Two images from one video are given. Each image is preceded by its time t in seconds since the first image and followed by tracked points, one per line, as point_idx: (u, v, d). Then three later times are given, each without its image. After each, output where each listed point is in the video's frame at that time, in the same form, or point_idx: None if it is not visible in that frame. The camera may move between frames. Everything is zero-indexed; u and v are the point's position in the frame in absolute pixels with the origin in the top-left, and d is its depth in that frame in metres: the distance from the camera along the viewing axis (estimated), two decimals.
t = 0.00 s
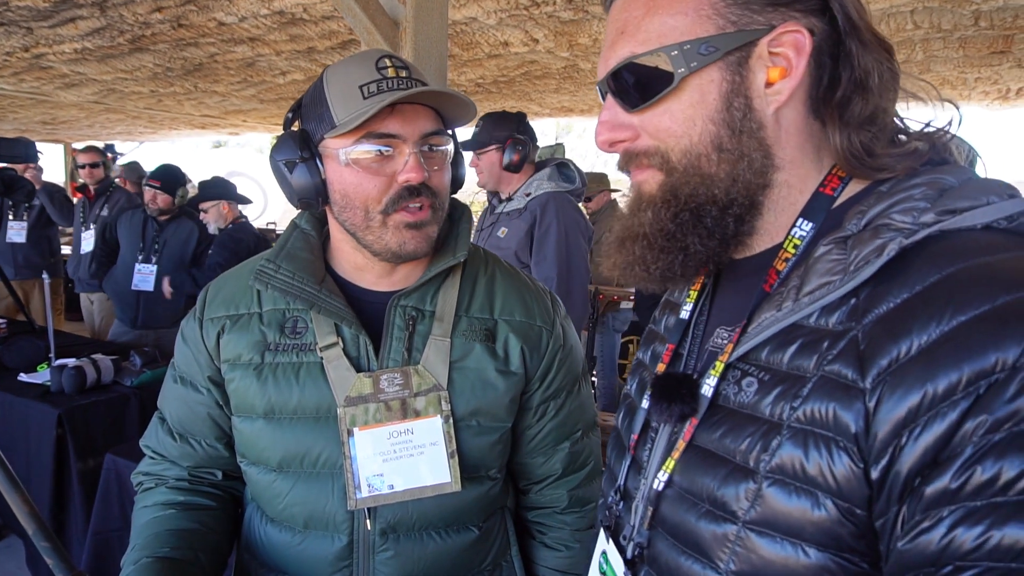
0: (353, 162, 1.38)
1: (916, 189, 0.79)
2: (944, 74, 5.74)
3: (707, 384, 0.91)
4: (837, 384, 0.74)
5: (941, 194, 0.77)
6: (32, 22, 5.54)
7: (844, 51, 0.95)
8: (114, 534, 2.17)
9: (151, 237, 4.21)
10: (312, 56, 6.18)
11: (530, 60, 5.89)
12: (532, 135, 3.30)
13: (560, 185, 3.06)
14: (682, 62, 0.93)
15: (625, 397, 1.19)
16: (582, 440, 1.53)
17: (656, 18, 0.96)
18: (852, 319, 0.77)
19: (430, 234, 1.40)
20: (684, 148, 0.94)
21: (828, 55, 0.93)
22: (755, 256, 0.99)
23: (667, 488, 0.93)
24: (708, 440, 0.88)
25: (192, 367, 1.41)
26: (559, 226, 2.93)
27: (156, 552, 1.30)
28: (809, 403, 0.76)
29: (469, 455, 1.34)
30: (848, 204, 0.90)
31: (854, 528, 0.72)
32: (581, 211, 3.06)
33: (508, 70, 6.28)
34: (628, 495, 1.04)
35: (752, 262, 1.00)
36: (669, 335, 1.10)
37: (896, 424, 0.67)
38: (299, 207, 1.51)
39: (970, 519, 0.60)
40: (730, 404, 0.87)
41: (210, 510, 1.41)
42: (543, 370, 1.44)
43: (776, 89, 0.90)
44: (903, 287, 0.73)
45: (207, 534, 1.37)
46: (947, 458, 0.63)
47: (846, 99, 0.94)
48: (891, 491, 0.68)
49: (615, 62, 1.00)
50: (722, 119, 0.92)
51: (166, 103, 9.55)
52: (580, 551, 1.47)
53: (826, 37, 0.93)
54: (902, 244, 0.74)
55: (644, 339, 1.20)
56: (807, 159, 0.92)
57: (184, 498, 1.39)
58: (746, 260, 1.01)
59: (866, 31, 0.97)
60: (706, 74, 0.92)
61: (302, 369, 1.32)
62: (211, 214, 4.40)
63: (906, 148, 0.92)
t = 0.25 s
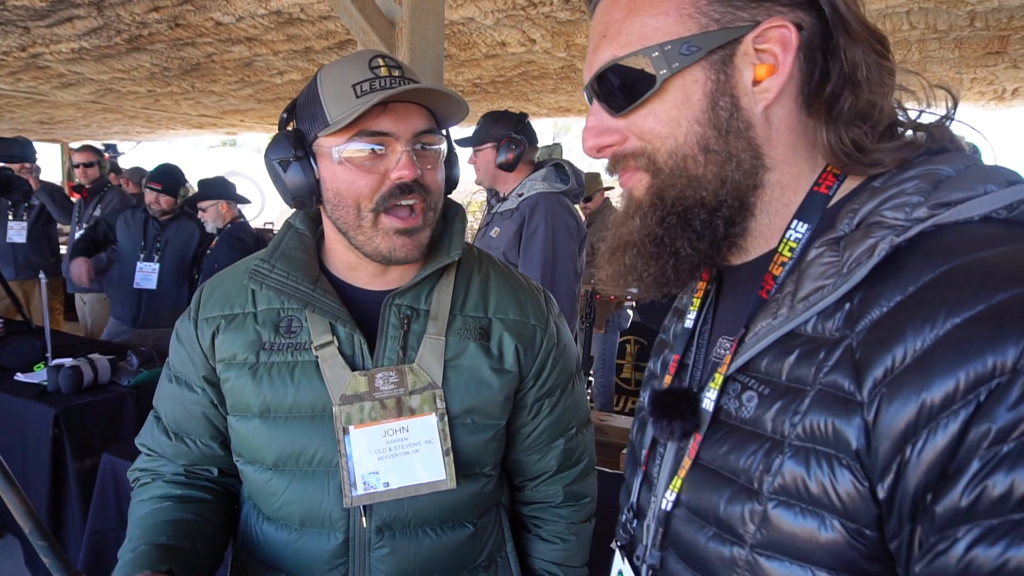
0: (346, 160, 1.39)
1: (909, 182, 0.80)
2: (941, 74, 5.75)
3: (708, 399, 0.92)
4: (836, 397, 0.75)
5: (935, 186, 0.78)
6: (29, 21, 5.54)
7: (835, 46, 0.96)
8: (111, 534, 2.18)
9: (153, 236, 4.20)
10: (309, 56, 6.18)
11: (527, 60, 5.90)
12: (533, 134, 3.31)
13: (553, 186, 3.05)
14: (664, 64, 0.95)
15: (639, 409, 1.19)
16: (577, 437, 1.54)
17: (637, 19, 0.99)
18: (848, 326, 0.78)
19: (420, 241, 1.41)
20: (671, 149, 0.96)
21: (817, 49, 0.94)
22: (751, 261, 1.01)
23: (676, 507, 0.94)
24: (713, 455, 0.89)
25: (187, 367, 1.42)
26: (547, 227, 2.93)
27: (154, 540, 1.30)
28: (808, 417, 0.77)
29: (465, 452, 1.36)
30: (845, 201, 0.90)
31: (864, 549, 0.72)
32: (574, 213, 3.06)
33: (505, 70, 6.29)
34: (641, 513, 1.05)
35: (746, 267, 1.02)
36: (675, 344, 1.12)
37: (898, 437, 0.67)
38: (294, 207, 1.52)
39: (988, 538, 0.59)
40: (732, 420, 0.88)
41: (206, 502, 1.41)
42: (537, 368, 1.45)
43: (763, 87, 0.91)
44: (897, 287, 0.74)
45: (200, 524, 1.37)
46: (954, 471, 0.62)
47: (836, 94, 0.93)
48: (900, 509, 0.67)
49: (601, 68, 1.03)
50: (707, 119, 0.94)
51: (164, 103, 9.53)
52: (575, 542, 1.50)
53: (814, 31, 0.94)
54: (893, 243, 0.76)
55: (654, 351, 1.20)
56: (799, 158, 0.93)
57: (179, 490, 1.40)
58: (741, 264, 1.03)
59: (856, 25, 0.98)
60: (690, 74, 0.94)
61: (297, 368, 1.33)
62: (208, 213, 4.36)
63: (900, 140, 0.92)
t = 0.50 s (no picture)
0: (347, 162, 1.39)
1: (907, 178, 0.81)
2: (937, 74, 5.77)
3: (708, 409, 0.94)
4: (839, 412, 0.75)
5: (936, 181, 0.78)
6: (26, 21, 5.54)
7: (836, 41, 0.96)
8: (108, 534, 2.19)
9: (154, 235, 4.22)
10: (307, 56, 6.18)
11: (525, 60, 5.90)
12: (530, 133, 3.31)
13: (549, 185, 3.06)
14: (656, 60, 0.96)
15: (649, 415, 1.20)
16: (575, 434, 1.55)
17: (630, 15, 1.00)
18: (844, 332, 0.79)
19: (421, 236, 1.41)
20: (665, 148, 0.97)
21: (816, 42, 0.94)
22: (751, 264, 1.02)
23: (682, 522, 0.96)
24: (719, 466, 0.90)
25: (185, 366, 1.42)
26: (541, 226, 2.95)
27: (138, 509, 1.32)
28: (811, 432, 0.78)
29: (466, 449, 1.37)
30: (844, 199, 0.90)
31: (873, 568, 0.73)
32: (568, 212, 3.06)
33: (503, 70, 6.29)
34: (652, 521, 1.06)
35: (747, 270, 1.03)
36: (683, 347, 1.12)
37: (914, 457, 0.65)
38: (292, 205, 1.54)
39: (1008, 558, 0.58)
40: (734, 430, 0.90)
41: (197, 485, 1.42)
42: (536, 366, 1.45)
43: (760, 82, 0.92)
44: (894, 292, 0.74)
45: (189, 501, 1.37)
46: (982, 490, 0.60)
47: (833, 89, 0.94)
48: (917, 529, 0.66)
49: (595, 65, 1.04)
50: (702, 116, 0.95)
51: (161, 103, 9.53)
52: (575, 537, 1.51)
53: (813, 23, 0.95)
54: (887, 243, 0.76)
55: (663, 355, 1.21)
56: (797, 156, 0.93)
57: (171, 475, 1.41)
58: (742, 267, 1.04)
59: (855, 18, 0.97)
60: (684, 70, 0.95)
61: (298, 366, 1.34)
62: (208, 209, 4.27)
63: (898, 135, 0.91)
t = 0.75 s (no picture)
0: (351, 160, 1.39)
1: (910, 182, 0.81)
2: (935, 75, 5.78)
3: (710, 399, 0.93)
4: (846, 398, 0.75)
5: (938, 185, 0.79)
6: (23, 20, 5.52)
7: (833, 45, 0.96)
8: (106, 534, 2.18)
9: (154, 235, 4.21)
10: (305, 55, 6.17)
11: (523, 60, 5.90)
12: (530, 133, 3.30)
13: (549, 185, 3.05)
14: (662, 60, 0.95)
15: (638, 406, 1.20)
16: (575, 433, 1.55)
17: (636, 16, 0.99)
18: (851, 324, 0.78)
19: (422, 237, 1.40)
20: (668, 146, 0.96)
21: (816, 46, 0.95)
22: (746, 261, 1.02)
23: (680, 505, 0.95)
24: (719, 451, 0.89)
25: (184, 364, 1.42)
26: (541, 224, 2.94)
27: (137, 512, 1.31)
28: (817, 417, 0.77)
29: (466, 448, 1.36)
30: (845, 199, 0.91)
31: (871, 544, 0.73)
32: (568, 213, 3.05)
33: (501, 70, 6.29)
34: (645, 507, 1.06)
35: (742, 267, 1.02)
36: (675, 340, 1.12)
37: (916, 438, 0.67)
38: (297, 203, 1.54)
39: None
40: (737, 417, 0.89)
41: (195, 487, 1.41)
42: (537, 365, 1.45)
43: (761, 84, 0.92)
44: (900, 289, 0.75)
45: (187, 504, 1.37)
46: (982, 469, 0.62)
47: (834, 95, 0.94)
48: (921, 507, 0.67)
49: (599, 65, 1.04)
50: (705, 116, 0.94)
51: (158, 102, 9.51)
52: (575, 538, 1.50)
53: (813, 28, 0.95)
54: (897, 242, 0.77)
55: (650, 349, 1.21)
56: (797, 157, 0.93)
57: (169, 477, 1.41)
58: (737, 264, 1.04)
59: (856, 24, 0.98)
60: (689, 70, 0.94)
61: (298, 364, 1.33)
62: (208, 208, 4.24)
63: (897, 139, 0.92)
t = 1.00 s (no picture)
0: (333, 161, 1.38)
1: (896, 196, 0.83)
2: (933, 74, 5.77)
3: (707, 392, 0.91)
4: (851, 389, 0.75)
5: (921, 200, 0.81)
6: (21, 19, 5.50)
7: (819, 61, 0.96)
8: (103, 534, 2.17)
9: (151, 235, 4.21)
10: (304, 55, 6.16)
11: (522, 59, 5.89)
12: (528, 133, 3.29)
13: (550, 184, 3.04)
14: (661, 74, 0.93)
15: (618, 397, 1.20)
16: (573, 432, 1.54)
17: (634, 31, 0.97)
18: (850, 322, 0.78)
19: (404, 234, 1.39)
20: (664, 154, 0.95)
21: (802, 65, 0.95)
22: (735, 260, 1.01)
23: (678, 492, 0.93)
24: (720, 441, 0.88)
25: (183, 363, 1.41)
26: (544, 225, 2.93)
27: (139, 518, 1.30)
28: (823, 408, 0.77)
29: (464, 448, 1.36)
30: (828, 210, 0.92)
31: (872, 520, 0.74)
32: (570, 212, 3.05)
33: (500, 70, 6.28)
34: (634, 493, 1.04)
35: (732, 266, 1.01)
36: (658, 335, 1.10)
37: (921, 423, 0.68)
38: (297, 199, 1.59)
39: None
40: (738, 408, 0.87)
41: (197, 491, 1.41)
42: (534, 363, 1.44)
43: (750, 100, 0.92)
44: (897, 292, 0.76)
45: (187, 507, 1.36)
46: (982, 453, 0.64)
47: (818, 110, 0.95)
48: (926, 487, 0.68)
49: (596, 74, 1.02)
50: (699, 128, 0.93)
51: (157, 102, 9.49)
52: (573, 539, 1.50)
53: (800, 49, 0.95)
54: (893, 249, 0.77)
55: (630, 341, 1.20)
56: (782, 168, 0.94)
57: (171, 479, 1.40)
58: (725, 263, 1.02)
59: (838, 43, 0.98)
60: (684, 85, 0.93)
61: (296, 362, 1.32)
62: (204, 207, 4.23)
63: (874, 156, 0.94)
